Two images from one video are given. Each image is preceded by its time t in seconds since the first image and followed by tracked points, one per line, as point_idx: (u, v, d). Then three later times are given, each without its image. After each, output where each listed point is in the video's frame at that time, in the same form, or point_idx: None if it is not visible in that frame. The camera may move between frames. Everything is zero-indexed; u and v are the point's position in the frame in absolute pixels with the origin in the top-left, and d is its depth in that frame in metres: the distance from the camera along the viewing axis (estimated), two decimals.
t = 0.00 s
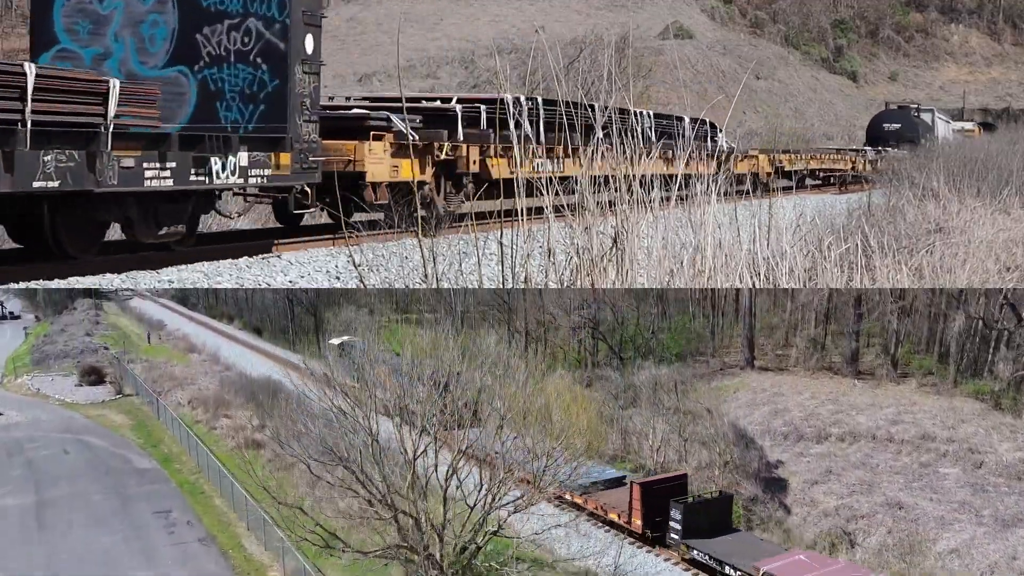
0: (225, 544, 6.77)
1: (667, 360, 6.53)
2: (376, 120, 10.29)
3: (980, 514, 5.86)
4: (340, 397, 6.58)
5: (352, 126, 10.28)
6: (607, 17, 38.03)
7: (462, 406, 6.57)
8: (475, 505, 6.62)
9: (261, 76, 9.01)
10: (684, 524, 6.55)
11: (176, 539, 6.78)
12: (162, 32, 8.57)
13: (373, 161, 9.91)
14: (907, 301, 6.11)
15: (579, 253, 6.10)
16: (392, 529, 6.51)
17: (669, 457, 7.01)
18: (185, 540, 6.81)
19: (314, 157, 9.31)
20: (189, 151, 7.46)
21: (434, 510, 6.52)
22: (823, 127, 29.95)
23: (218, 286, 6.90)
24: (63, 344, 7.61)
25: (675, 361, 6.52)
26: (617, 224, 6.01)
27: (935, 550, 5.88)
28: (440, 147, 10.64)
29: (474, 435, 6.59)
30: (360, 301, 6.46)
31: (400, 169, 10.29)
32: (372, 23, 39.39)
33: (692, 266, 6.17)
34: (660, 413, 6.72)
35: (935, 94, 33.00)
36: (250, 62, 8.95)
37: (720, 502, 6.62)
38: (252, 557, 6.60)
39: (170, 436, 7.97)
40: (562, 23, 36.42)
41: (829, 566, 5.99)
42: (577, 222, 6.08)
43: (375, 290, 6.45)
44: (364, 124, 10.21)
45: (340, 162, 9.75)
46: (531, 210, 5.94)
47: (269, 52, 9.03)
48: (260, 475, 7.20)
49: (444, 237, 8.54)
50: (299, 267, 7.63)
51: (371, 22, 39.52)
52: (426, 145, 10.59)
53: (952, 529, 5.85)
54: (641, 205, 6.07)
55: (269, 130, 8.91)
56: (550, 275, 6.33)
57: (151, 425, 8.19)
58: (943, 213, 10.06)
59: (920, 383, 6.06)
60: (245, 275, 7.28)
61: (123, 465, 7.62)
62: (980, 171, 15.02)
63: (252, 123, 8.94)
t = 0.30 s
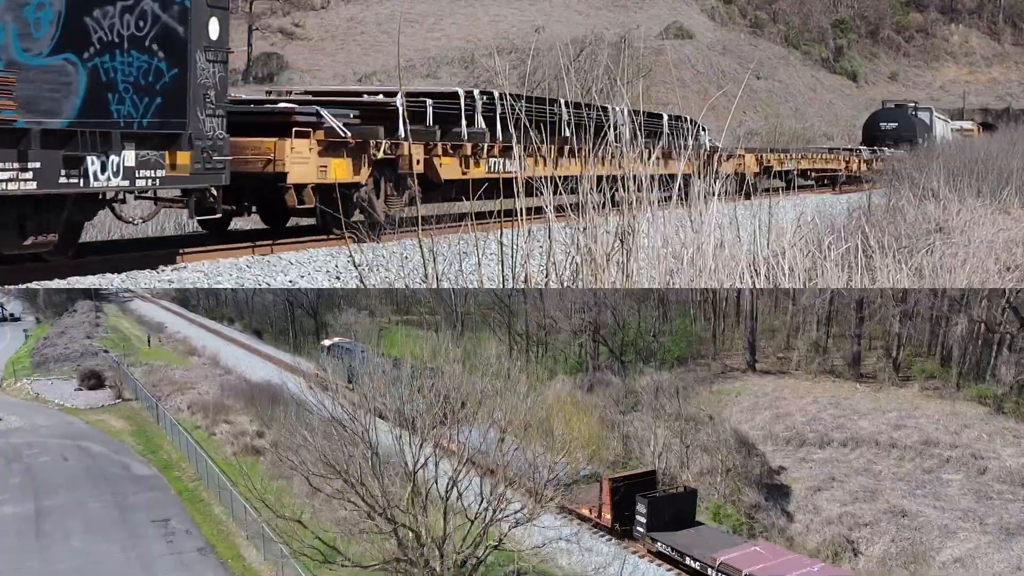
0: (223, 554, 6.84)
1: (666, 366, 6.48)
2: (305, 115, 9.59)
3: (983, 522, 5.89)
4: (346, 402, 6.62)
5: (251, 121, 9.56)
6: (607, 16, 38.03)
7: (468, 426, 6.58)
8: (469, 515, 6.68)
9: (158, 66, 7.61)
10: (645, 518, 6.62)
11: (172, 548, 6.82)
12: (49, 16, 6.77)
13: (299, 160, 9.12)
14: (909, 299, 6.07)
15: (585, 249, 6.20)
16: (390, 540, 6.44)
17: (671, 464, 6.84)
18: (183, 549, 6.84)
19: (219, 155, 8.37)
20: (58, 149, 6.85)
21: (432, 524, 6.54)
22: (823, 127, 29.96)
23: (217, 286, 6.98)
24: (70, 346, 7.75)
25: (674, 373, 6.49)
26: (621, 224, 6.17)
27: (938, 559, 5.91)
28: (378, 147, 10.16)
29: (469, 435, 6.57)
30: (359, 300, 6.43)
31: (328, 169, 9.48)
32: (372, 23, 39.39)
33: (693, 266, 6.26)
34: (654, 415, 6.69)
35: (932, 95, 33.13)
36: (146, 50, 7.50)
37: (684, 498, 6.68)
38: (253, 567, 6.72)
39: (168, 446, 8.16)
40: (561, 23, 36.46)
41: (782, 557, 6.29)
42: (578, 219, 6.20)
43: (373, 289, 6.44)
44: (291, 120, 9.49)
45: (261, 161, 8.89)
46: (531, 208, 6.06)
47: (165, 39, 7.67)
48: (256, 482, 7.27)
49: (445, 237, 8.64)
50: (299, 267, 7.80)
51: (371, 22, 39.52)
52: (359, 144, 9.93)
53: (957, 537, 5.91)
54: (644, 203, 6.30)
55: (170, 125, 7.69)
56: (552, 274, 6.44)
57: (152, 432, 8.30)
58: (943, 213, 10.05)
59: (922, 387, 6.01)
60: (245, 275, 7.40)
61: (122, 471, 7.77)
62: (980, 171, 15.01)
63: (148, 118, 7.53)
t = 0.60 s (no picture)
0: (224, 564, 6.33)
1: (671, 370, 6.60)
2: (212, 108, 7.60)
3: (993, 531, 5.83)
4: (347, 408, 6.25)
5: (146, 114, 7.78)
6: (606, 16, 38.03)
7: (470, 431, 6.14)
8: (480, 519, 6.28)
9: (24, 50, 6.22)
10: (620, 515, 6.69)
11: (174, 556, 6.44)
12: None
13: (202, 159, 7.24)
14: (922, 302, 5.95)
15: (588, 254, 5.87)
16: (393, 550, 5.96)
17: (676, 466, 7.03)
18: (185, 558, 6.43)
19: (98, 155, 6.42)
20: None
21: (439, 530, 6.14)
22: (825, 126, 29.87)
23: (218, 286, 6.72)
24: (72, 348, 7.60)
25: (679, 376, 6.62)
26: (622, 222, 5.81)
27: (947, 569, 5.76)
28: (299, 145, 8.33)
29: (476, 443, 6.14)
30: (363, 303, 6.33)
31: (240, 170, 7.61)
32: (371, 23, 39.34)
33: (693, 266, 5.90)
34: (658, 415, 6.82)
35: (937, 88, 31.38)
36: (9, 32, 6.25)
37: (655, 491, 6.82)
38: None
39: (171, 451, 7.84)
40: (561, 22, 36.36)
41: (745, 551, 6.30)
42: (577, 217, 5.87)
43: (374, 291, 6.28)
44: (197, 116, 7.55)
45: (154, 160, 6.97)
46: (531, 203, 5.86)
47: (31, 16, 6.19)
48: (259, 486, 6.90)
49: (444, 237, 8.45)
50: (299, 267, 7.59)
51: (371, 23, 39.39)
52: (279, 141, 8.09)
53: (966, 547, 5.79)
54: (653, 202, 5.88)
55: (35, 119, 6.12)
56: (553, 274, 6.06)
57: (157, 435, 8.04)
58: (941, 214, 9.95)
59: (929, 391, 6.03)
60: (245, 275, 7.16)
61: (124, 477, 7.55)
62: (980, 171, 14.96)
63: (12, 110, 6.22)
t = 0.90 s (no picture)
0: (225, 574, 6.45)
1: (676, 374, 6.51)
2: (98, 100, 6.99)
3: (1003, 541, 5.65)
4: (349, 415, 6.23)
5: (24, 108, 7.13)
6: (607, 16, 38.21)
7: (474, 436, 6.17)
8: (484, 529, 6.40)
9: None
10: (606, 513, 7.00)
11: (177, 566, 6.48)
12: None
13: (81, 159, 6.60)
14: (921, 305, 6.07)
15: (583, 252, 6.29)
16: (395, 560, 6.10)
17: (680, 471, 6.88)
18: (188, 568, 6.50)
19: None
20: None
21: (441, 544, 6.25)
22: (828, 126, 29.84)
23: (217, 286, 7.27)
24: (79, 350, 7.61)
25: (683, 381, 6.52)
26: (619, 225, 6.29)
27: None
28: (202, 142, 7.77)
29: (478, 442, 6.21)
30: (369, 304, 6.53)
31: (128, 170, 7.00)
32: (372, 23, 39.90)
33: (691, 269, 6.26)
34: (664, 421, 6.69)
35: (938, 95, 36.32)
36: None
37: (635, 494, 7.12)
38: None
39: (173, 456, 7.59)
40: (562, 23, 36.41)
41: (710, 543, 6.74)
42: (579, 218, 6.38)
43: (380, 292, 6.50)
44: (80, 109, 6.92)
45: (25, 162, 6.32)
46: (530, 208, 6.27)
47: None
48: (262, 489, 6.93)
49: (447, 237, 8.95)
50: (300, 267, 8.11)
51: (371, 22, 40.07)
52: (178, 138, 7.50)
53: (976, 557, 5.62)
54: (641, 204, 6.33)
55: None
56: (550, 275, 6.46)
57: (158, 440, 7.72)
58: (942, 214, 10.12)
59: (938, 395, 5.95)
60: (246, 275, 7.68)
61: (128, 484, 7.27)
62: (980, 171, 14.92)
63: None
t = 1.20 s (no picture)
0: None
1: (682, 378, 6.43)
2: None
3: (1014, 551, 5.72)
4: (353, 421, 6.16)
5: None
6: (607, 16, 38.22)
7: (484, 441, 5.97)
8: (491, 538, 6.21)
9: None
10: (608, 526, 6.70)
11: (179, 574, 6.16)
12: None
13: None
14: (931, 309, 6.00)
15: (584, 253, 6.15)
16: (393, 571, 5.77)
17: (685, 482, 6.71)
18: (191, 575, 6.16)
19: None
20: None
21: (444, 558, 6.07)
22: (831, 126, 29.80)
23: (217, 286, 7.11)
24: (84, 354, 7.67)
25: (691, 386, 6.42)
26: (620, 225, 5.96)
27: None
28: (76, 139, 6.49)
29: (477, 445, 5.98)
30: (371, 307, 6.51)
31: None
32: (372, 23, 40.01)
33: (692, 269, 6.02)
34: (670, 427, 6.57)
35: (937, 93, 36.80)
36: None
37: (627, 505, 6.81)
38: None
39: (178, 464, 7.43)
40: (562, 23, 36.37)
41: (682, 536, 6.71)
42: (578, 220, 6.09)
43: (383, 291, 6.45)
44: None
45: None
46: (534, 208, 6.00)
47: None
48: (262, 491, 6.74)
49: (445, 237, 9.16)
50: (300, 267, 8.05)
51: (371, 22, 40.03)
52: (45, 136, 6.31)
53: (988, 567, 5.64)
54: (644, 204, 5.97)
55: None
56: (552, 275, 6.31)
57: (160, 446, 7.70)
58: (941, 214, 10.16)
59: (946, 400, 5.97)
60: (245, 275, 7.51)
61: (131, 490, 7.11)
62: (981, 171, 14.89)
63: None
